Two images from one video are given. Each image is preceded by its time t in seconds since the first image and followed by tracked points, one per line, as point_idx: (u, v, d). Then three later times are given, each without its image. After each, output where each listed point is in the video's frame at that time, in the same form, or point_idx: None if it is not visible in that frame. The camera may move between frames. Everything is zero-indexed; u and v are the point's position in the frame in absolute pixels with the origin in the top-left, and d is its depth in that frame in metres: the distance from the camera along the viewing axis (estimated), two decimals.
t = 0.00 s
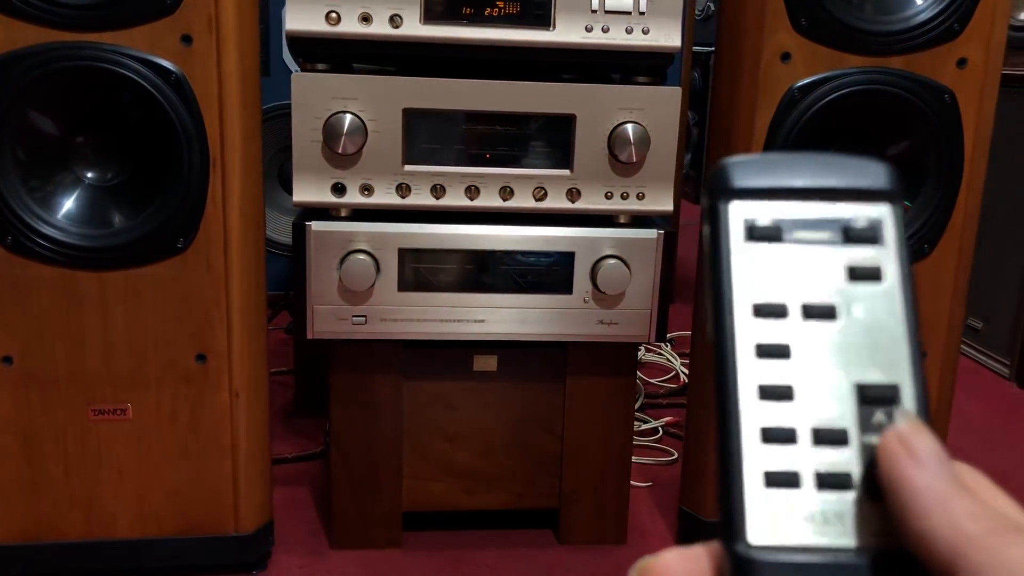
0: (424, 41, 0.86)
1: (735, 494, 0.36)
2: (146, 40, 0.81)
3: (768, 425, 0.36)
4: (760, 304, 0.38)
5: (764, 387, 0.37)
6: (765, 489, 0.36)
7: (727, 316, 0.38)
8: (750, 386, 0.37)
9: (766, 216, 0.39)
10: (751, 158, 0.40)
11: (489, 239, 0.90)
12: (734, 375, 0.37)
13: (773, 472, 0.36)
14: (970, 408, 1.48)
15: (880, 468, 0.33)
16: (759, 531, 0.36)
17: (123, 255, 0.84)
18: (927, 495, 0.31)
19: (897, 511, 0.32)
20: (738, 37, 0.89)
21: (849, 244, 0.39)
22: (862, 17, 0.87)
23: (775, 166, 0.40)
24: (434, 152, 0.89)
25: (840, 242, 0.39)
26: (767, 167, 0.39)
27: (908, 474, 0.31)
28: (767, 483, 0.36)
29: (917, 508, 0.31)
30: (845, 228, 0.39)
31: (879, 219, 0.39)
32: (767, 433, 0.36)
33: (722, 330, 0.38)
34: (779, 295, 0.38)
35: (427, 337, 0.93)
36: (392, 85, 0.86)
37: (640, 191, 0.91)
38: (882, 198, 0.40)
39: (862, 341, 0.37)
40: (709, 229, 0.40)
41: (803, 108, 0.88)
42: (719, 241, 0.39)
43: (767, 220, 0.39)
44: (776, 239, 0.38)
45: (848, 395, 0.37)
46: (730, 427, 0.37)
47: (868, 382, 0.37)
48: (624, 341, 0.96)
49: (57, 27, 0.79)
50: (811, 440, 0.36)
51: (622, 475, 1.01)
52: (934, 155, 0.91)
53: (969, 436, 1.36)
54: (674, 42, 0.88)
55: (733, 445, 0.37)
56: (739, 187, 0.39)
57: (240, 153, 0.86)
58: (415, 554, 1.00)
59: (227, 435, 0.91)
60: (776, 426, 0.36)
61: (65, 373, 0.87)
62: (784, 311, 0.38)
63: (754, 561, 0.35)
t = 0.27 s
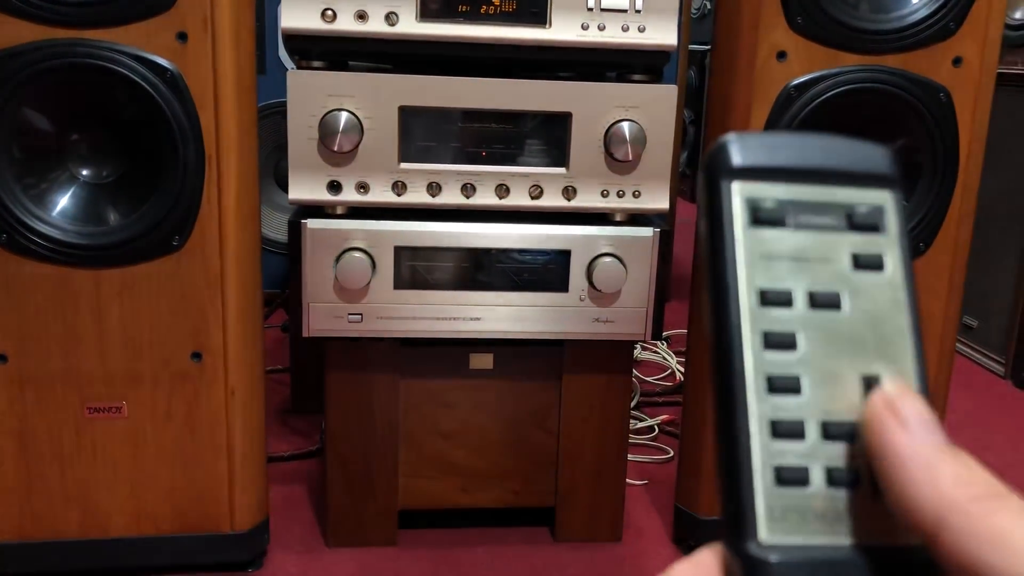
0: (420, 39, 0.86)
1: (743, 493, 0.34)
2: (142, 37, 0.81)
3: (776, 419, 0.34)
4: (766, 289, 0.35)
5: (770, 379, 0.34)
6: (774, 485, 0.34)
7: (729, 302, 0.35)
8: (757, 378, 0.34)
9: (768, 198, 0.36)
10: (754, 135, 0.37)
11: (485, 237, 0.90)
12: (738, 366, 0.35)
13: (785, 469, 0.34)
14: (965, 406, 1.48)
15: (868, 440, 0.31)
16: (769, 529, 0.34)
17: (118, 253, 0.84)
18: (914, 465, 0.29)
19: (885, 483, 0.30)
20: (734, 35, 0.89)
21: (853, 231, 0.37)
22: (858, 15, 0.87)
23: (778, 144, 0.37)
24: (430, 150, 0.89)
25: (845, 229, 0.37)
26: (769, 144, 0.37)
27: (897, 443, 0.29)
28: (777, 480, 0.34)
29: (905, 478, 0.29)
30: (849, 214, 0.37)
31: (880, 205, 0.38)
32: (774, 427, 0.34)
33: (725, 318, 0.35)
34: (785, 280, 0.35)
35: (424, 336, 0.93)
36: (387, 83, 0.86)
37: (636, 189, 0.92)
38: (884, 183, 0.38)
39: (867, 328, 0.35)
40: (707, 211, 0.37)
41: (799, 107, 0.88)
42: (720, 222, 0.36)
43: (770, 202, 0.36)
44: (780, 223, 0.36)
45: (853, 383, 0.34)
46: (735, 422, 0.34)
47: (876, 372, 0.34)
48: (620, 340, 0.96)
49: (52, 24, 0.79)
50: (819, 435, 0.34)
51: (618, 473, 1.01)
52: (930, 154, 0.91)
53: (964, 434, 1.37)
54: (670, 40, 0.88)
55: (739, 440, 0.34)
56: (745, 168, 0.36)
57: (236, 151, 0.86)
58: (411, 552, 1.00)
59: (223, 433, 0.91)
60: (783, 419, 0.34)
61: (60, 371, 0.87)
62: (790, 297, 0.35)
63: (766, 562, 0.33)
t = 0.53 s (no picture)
0: (416, 37, 0.86)
1: (740, 492, 0.34)
2: (138, 36, 0.81)
3: (773, 416, 0.34)
4: (761, 283, 0.35)
5: (767, 375, 0.34)
6: (771, 483, 0.34)
7: (724, 297, 0.35)
8: (753, 375, 0.34)
9: (763, 189, 0.36)
10: (747, 124, 0.36)
11: (482, 236, 0.90)
12: (734, 362, 0.34)
13: (783, 467, 0.34)
14: (961, 405, 1.48)
15: (851, 428, 0.30)
16: (766, 527, 0.33)
17: (114, 252, 0.84)
18: (894, 449, 0.28)
19: (868, 471, 0.29)
20: (730, 34, 0.89)
21: (848, 224, 0.36)
22: (854, 15, 0.87)
23: (770, 134, 0.36)
24: (427, 149, 0.89)
25: (839, 222, 0.36)
26: (762, 134, 0.36)
27: (879, 428, 0.29)
28: (775, 478, 0.34)
29: (885, 463, 0.28)
30: (843, 207, 0.37)
31: (874, 198, 0.37)
32: (771, 424, 0.34)
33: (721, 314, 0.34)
34: (781, 275, 0.35)
35: (420, 334, 0.93)
36: (384, 81, 0.86)
37: (633, 188, 0.92)
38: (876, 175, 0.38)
39: (863, 321, 0.35)
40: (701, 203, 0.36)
41: (795, 106, 0.88)
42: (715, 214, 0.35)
43: (765, 193, 0.36)
44: (774, 215, 0.35)
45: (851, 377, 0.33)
46: (731, 419, 0.34)
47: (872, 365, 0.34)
48: (616, 338, 0.96)
49: (48, 22, 0.79)
50: (818, 432, 0.33)
51: (614, 472, 1.01)
52: (926, 153, 0.91)
53: (959, 433, 1.37)
54: (667, 39, 0.88)
55: (736, 437, 0.34)
56: (739, 157, 0.35)
57: (232, 149, 0.85)
58: (407, 551, 1.00)
59: (219, 431, 0.91)
60: (781, 415, 0.34)
61: (56, 370, 0.86)
62: (786, 292, 0.35)
63: (763, 561, 0.33)
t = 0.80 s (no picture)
0: (411, 35, 0.86)
1: (737, 492, 0.34)
2: (132, 34, 0.81)
3: (770, 416, 0.34)
4: (759, 282, 0.35)
5: (765, 374, 0.34)
6: (768, 484, 0.34)
7: (720, 296, 0.35)
8: (751, 374, 0.34)
9: (760, 186, 0.36)
10: (745, 120, 0.36)
11: (477, 234, 0.90)
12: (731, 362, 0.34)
13: (780, 467, 0.34)
14: (957, 403, 1.49)
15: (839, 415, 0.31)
16: (764, 528, 0.33)
17: (108, 250, 0.84)
18: (881, 435, 0.29)
19: (853, 457, 0.30)
20: (725, 32, 0.89)
21: (844, 222, 0.37)
22: (848, 13, 0.87)
23: (769, 129, 0.36)
24: (422, 147, 0.89)
25: (836, 220, 0.37)
26: (760, 130, 0.36)
27: (866, 414, 0.29)
28: (772, 479, 0.34)
29: (872, 448, 0.29)
30: (840, 205, 0.37)
31: (870, 195, 0.37)
32: (768, 424, 0.34)
33: (718, 312, 0.35)
34: (778, 273, 0.35)
35: (415, 333, 0.93)
36: (379, 79, 0.86)
37: (628, 186, 0.92)
38: (873, 172, 0.38)
39: (860, 319, 0.35)
40: (698, 200, 0.36)
41: (790, 104, 0.88)
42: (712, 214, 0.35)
43: (762, 190, 0.36)
44: (771, 213, 0.35)
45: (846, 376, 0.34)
46: (729, 419, 0.34)
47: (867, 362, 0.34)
48: (611, 337, 0.96)
49: (41, 20, 0.79)
50: (813, 431, 0.34)
51: (610, 470, 1.01)
52: (920, 151, 0.91)
53: (954, 430, 1.37)
54: (661, 37, 0.88)
55: (733, 438, 0.34)
56: (737, 154, 0.36)
57: (226, 147, 0.85)
58: (403, 550, 1.00)
59: (214, 430, 0.91)
60: (778, 416, 0.34)
61: (50, 368, 0.86)
62: (783, 291, 0.35)
63: (761, 563, 0.33)
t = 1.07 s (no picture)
0: (408, 33, 0.86)
1: (714, 498, 0.32)
2: (127, 31, 0.80)
3: (747, 421, 0.32)
4: (735, 284, 0.33)
5: (742, 379, 0.32)
6: (745, 487, 0.32)
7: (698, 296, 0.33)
8: (728, 378, 0.32)
9: (733, 188, 0.34)
10: (715, 123, 0.35)
11: (474, 232, 0.90)
12: (709, 364, 0.33)
13: (758, 471, 0.32)
14: (954, 399, 1.49)
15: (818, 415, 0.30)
16: (742, 532, 0.32)
17: (104, 248, 0.84)
18: (863, 429, 0.28)
19: (840, 455, 0.29)
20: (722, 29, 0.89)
21: (819, 225, 0.35)
22: (845, 10, 0.87)
23: (739, 132, 0.35)
24: (419, 145, 0.89)
25: (810, 223, 0.35)
26: (731, 133, 0.35)
27: (845, 409, 0.28)
28: (750, 483, 0.32)
29: (857, 442, 0.28)
30: (815, 208, 0.36)
31: (844, 198, 0.36)
32: (746, 428, 0.32)
33: (696, 316, 0.33)
34: (754, 276, 0.34)
35: (411, 331, 0.92)
36: (375, 77, 0.86)
37: (625, 183, 0.92)
38: (846, 175, 0.36)
39: (837, 323, 0.34)
40: (672, 203, 0.34)
41: (787, 101, 0.87)
42: (688, 216, 0.34)
43: (738, 193, 0.34)
44: (746, 215, 0.34)
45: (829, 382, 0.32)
46: (705, 424, 0.32)
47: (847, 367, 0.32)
48: (608, 335, 0.96)
49: (36, 18, 0.79)
50: (791, 435, 0.32)
51: (607, 468, 1.01)
52: (917, 148, 0.91)
53: (951, 427, 1.37)
54: (658, 34, 0.88)
55: (711, 444, 0.32)
56: (710, 158, 0.34)
57: (222, 145, 0.85)
58: (400, 548, 1.00)
59: (210, 429, 0.90)
60: (756, 420, 0.32)
61: (46, 367, 0.86)
62: (759, 294, 0.33)
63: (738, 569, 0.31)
